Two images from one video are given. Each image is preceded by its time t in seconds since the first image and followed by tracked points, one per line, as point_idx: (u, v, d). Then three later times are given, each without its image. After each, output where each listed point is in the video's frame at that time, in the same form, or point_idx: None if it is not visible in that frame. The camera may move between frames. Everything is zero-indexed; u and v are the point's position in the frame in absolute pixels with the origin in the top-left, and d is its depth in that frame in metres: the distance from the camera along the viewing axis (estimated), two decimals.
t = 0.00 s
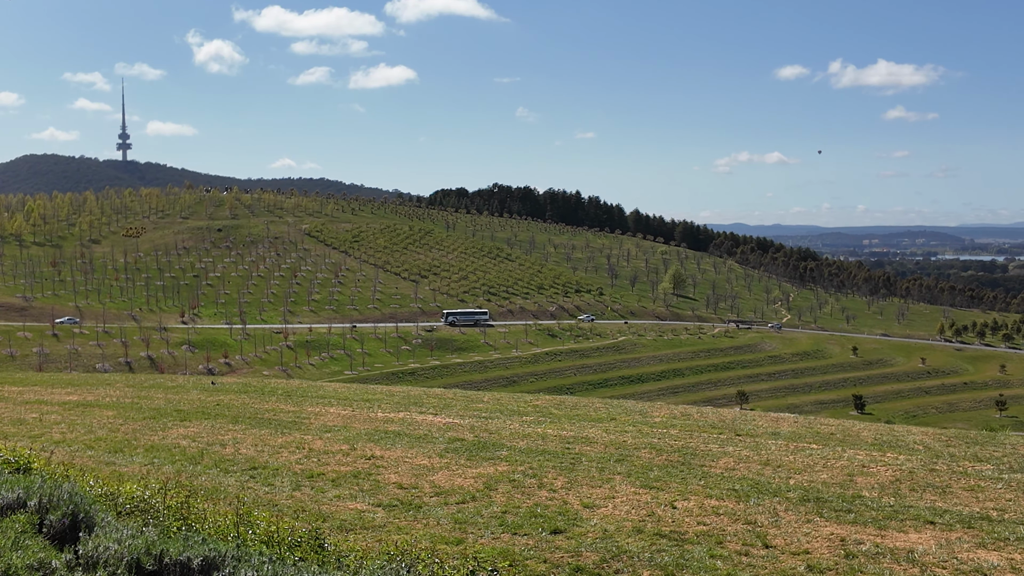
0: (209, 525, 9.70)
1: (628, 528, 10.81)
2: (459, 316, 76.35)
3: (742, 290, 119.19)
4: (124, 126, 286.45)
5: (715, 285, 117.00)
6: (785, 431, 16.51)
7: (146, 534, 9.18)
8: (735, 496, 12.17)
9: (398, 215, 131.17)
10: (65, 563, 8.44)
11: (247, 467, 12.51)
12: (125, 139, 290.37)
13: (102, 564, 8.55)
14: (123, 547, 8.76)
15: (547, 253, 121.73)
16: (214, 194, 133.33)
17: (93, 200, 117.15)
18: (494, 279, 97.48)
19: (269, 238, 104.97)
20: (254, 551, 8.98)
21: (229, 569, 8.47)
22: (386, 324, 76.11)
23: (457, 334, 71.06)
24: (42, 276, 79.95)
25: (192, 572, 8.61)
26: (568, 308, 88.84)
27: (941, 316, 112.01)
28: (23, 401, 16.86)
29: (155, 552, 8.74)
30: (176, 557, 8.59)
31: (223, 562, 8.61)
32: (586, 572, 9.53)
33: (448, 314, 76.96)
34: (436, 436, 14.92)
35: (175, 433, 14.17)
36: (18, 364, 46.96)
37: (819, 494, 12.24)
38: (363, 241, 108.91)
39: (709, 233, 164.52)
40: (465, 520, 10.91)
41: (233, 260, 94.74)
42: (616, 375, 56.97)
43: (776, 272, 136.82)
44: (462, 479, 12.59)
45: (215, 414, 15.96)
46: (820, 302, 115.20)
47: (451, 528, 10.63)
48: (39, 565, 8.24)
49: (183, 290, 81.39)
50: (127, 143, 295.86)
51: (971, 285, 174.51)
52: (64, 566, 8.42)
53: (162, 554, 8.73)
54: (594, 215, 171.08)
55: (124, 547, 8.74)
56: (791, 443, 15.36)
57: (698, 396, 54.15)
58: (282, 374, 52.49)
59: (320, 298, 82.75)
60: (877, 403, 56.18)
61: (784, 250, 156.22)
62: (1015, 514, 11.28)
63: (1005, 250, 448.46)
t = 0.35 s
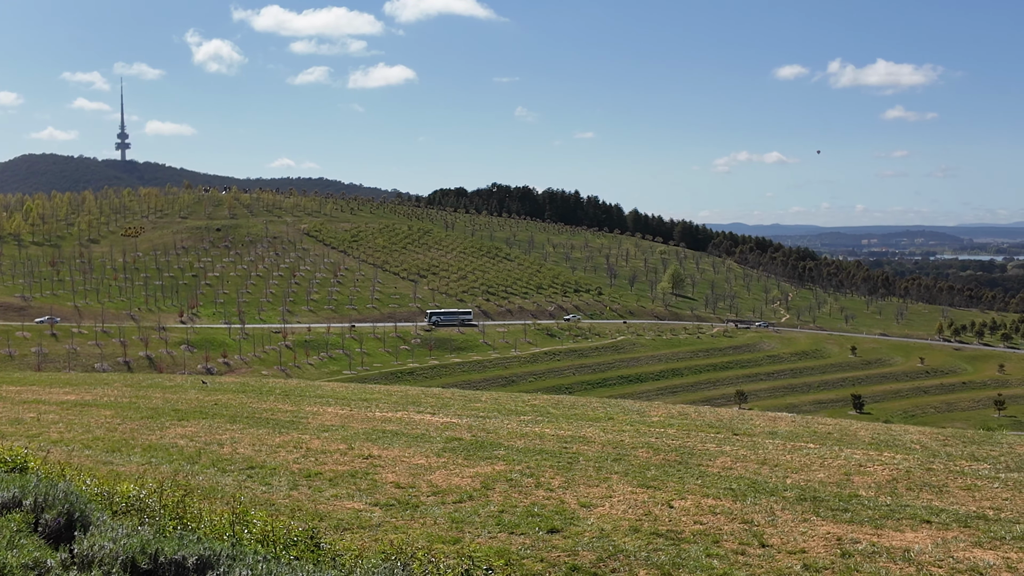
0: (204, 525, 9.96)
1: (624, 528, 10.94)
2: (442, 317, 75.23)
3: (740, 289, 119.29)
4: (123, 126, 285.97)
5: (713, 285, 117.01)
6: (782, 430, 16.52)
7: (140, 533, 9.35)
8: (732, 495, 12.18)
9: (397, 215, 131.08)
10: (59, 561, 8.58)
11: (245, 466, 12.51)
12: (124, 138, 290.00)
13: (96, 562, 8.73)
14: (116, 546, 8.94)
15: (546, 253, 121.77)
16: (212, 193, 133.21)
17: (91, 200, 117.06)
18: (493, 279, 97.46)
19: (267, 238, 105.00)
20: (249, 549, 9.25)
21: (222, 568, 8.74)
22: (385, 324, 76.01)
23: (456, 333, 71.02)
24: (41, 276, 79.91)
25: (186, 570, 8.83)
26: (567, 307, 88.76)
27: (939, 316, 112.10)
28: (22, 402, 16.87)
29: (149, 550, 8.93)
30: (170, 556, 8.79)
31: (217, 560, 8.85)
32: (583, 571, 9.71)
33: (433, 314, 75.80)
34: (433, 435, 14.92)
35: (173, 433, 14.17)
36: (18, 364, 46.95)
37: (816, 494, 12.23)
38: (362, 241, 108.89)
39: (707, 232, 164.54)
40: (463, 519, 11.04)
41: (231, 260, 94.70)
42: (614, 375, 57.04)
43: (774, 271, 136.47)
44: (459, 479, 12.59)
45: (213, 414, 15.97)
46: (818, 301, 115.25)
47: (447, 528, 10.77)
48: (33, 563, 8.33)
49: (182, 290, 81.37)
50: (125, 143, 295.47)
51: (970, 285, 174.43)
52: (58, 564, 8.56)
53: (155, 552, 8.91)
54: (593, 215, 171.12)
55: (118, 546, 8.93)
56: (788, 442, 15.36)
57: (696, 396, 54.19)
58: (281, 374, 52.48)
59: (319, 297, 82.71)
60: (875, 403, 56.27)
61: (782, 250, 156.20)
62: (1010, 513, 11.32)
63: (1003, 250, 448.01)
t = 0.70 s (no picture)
0: (192, 523, 10.39)
1: (615, 527, 11.27)
2: (421, 316, 74.09)
3: (732, 288, 119.54)
4: (114, 125, 284.76)
5: (705, 284, 117.25)
6: (772, 430, 16.51)
7: (128, 533, 9.73)
8: (722, 494, 12.36)
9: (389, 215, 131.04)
10: (47, 561, 9.02)
11: (235, 466, 12.49)
12: (114, 138, 288.84)
13: (83, 562, 9.13)
14: (104, 546, 9.33)
15: (537, 252, 121.85)
16: (203, 192, 133.01)
17: (82, 199, 116.64)
18: (485, 279, 97.45)
19: (260, 238, 104.81)
20: (236, 549, 9.69)
21: (210, 566, 9.21)
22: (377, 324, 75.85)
23: (448, 333, 71.00)
24: (31, 276, 79.63)
25: (172, 569, 9.27)
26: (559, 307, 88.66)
27: (930, 315, 112.53)
28: (11, 402, 16.83)
29: (136, 550, 9.33)
30: (158, 556, 9.24)
31: (205, 558, 9.33)
32: (573, 570, 10.13)
33: (411, 314, 74.55)
34: (424, 435, 14.92)
35: (163, 433, 14.13)
36: (9, 364, 46.87)
37: (806, 493, 12.39)
38: (354, 240, 108.84)
39: (700, 232, 164.82)
40: (453, 519, 11.33)
41: (223, 259, 94.55)
42: (606, 374, 57.16)
43: (767, 270, 136.33)
44: (450, 478, 12.67)
45: (204, 414, 15.95)
46: (810, 301, 115.51)
47: (438, 528, 11.08)
48: (20, 563, 8.80)
49: (174, 290, 81.19)
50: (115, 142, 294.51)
51: (961, 284, 175.05)
52: (46, 565, 8.98)
53: (143, 552, 9.32)
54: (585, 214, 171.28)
55: (106, 546, 9.33)
56: (778, 442, 15.38)
57: (688, 395, 54.33)
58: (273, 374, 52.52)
59: (311, 297, 82.62)
60: (866, 402, 56.47)
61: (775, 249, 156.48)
62: (998, 512, 11.52)
63: (995, 249, 448.37)
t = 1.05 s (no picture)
0: (173, 524, 10.35)
1: (599, 527, 11.39)
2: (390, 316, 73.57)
3: (717, 288, 119.89)
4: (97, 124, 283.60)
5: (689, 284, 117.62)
6: (756, 429, 16.55)
7: (109, 533, 9.77)
8: (706, 493, 12.48)
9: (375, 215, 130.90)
10: (27, 562, 9.00)
11: (218, 466, 12.45)
12: (98, 137, 287.36)
13: (63, 563, 9.11)
14: (85, 546, 9.34)
15: (522, 252, 122.00)
16: (187, 192, 132.69)
17: (66, 198, 116.07)
18: (470, 279, 97.41)
19: (245, 237, 104.52)
20: (217, 550, 9.70)
21: (191, 567, 9.21)
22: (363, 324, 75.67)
23: (434, 333, 70.92)
24: (13, 276, 79.19)
25: (153, 570, 9.26)
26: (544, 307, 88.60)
27: (914, 314, 113.30)
28: None
29: (117, 550, 9.35)
30: (138, 557, 9.23)
31: (186, 559, 9.33)
32: (556, 568, 10.23)
33: (380, 314, 74.17)
34: (408, 435, 14.88)
35: (146, 433, 14.10)
36: None
37: (788, 491, 12.56)
38: (339, 240, 108.69)
39: (685, 232, 165.30)
40: (437, 519, 11.36)
41: (207, 259, 94.26)
42: (592, 374, 57.26)
43: (751, 270, 136.76)
44: (434, 478, 12.66)
45: (187, 414, 15.88)
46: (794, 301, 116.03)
47: (421, 528, 11.13)
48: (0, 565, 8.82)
49: (157, 290, 80.88)
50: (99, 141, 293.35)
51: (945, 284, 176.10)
52: (27, 565, 8.97)
53: (123, 553, 9.33)
54: (570, 215, 171.46)
55: (86, 546, 9.33)
56: (762, 441, 15.42)
57: (674, 395, 54.46)
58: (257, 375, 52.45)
59: (295, 297, 82.43)
60: (850, 401, 56.76)
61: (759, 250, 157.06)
62: (978, 511, 11.75)
63: (980, 249, 450.70)
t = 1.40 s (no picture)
0: (150, 525, 10.33)
1: (577, 525, 11.44)
2: (355, 316, 73.23)
3: (697, 288, 120.26)
4: (74, 123, 281.96)
5: (669, 284, 118.02)
6: (735, 428, 16.58)
7: (83, 534, 9.74)
8: (684, 492, 12.56)
9: (355, 214, 130.79)
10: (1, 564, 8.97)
11: (196, 467, 12.43)
12: (76, 135, 285.72)
13: (38, 564, 9.10)
14: (59, 548, 9.33)
15: (503, 251, 122.07)
16: (166, 190, 132.32)
17: (42, 198, 115.39)
18: (451, 279, 97.26)
19: (224, 237, 104.04)
20: (193, 550, 9.70)
21: (166, 568, 9.18)
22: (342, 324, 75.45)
23: (415, 332, 70.84)
24: None
25: (130, 572, 9.25)
26: (525, 307, 88.53)
27: (892, 313, 114.18)
28: None
29: (92, 552, 9.36)
30: (114, 558, 9.24)
31: (161, 560, 9.31)
32: (535, 567, 10.27)
33: (345, 314, 73.76)
34: (388, 435, 14.87)
35: (124, 434, 14.03)
36: None
37: (766, 490, 12.66)
38: (319, 240, 108.42)
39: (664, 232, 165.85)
40: (416, 519, 11.37)
41: (185, 259, 93.89)
42: (572, 373, 57.43)
43: (731, 271, 137.15)
44: (414, 478, 12.66)
45: (165, 414, 15.81)
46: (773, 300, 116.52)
47: (400, 527, 11.13)
48: None
49: (136, 290, 80.53)
50: (77, 139, 291.86)
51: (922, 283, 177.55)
52: None
53: (99, 554, 9.34)
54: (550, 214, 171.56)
55: (61, 549, 9.31)
56: (740, 440, 15.45)
57: (654, 394, 54.69)
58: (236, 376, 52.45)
59: (275, 297, 82.23)
60: (829, 400, 57.02)
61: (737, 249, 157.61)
62: (954, 508, 11.95)
63: (958, 249, 454.71)
